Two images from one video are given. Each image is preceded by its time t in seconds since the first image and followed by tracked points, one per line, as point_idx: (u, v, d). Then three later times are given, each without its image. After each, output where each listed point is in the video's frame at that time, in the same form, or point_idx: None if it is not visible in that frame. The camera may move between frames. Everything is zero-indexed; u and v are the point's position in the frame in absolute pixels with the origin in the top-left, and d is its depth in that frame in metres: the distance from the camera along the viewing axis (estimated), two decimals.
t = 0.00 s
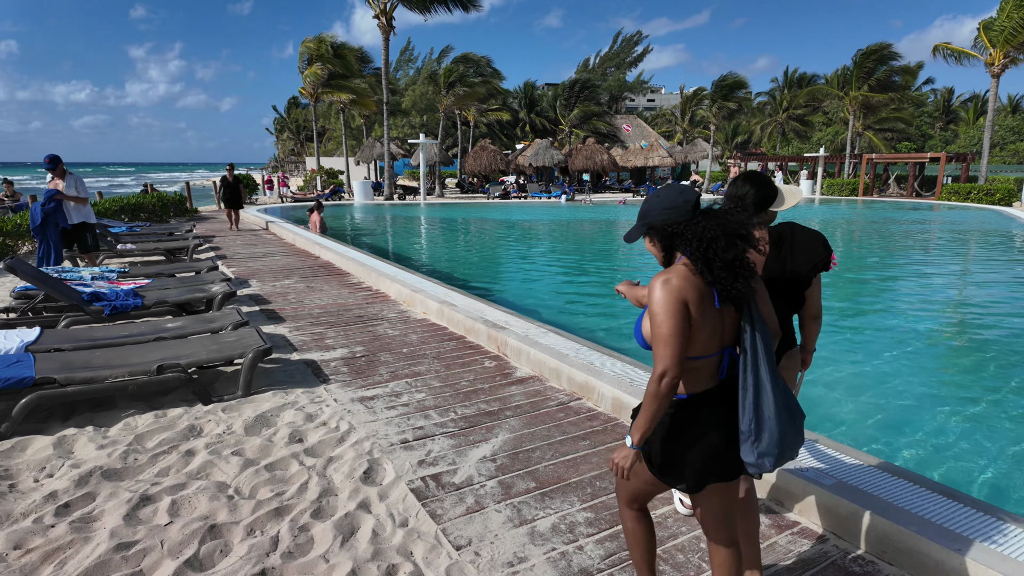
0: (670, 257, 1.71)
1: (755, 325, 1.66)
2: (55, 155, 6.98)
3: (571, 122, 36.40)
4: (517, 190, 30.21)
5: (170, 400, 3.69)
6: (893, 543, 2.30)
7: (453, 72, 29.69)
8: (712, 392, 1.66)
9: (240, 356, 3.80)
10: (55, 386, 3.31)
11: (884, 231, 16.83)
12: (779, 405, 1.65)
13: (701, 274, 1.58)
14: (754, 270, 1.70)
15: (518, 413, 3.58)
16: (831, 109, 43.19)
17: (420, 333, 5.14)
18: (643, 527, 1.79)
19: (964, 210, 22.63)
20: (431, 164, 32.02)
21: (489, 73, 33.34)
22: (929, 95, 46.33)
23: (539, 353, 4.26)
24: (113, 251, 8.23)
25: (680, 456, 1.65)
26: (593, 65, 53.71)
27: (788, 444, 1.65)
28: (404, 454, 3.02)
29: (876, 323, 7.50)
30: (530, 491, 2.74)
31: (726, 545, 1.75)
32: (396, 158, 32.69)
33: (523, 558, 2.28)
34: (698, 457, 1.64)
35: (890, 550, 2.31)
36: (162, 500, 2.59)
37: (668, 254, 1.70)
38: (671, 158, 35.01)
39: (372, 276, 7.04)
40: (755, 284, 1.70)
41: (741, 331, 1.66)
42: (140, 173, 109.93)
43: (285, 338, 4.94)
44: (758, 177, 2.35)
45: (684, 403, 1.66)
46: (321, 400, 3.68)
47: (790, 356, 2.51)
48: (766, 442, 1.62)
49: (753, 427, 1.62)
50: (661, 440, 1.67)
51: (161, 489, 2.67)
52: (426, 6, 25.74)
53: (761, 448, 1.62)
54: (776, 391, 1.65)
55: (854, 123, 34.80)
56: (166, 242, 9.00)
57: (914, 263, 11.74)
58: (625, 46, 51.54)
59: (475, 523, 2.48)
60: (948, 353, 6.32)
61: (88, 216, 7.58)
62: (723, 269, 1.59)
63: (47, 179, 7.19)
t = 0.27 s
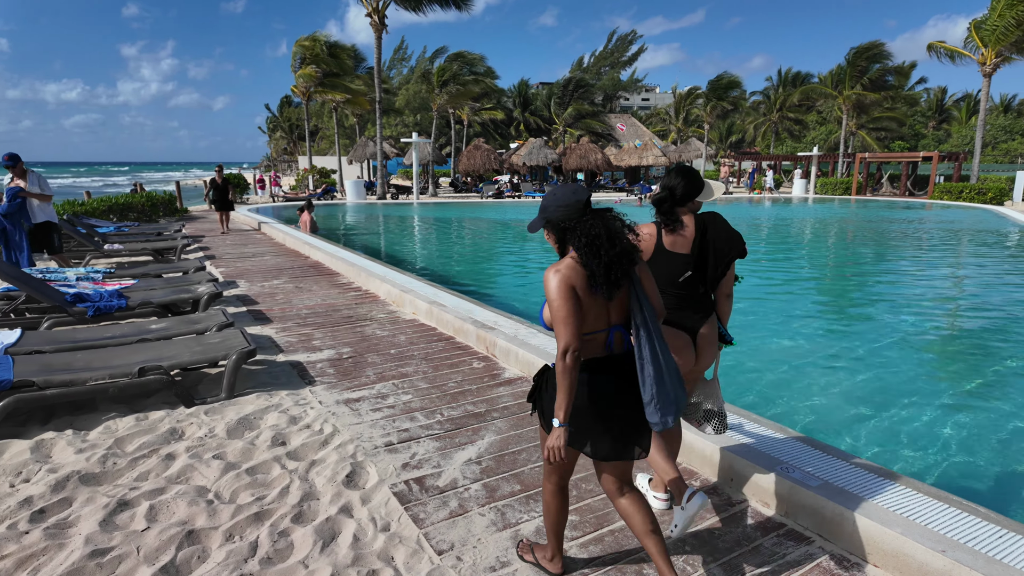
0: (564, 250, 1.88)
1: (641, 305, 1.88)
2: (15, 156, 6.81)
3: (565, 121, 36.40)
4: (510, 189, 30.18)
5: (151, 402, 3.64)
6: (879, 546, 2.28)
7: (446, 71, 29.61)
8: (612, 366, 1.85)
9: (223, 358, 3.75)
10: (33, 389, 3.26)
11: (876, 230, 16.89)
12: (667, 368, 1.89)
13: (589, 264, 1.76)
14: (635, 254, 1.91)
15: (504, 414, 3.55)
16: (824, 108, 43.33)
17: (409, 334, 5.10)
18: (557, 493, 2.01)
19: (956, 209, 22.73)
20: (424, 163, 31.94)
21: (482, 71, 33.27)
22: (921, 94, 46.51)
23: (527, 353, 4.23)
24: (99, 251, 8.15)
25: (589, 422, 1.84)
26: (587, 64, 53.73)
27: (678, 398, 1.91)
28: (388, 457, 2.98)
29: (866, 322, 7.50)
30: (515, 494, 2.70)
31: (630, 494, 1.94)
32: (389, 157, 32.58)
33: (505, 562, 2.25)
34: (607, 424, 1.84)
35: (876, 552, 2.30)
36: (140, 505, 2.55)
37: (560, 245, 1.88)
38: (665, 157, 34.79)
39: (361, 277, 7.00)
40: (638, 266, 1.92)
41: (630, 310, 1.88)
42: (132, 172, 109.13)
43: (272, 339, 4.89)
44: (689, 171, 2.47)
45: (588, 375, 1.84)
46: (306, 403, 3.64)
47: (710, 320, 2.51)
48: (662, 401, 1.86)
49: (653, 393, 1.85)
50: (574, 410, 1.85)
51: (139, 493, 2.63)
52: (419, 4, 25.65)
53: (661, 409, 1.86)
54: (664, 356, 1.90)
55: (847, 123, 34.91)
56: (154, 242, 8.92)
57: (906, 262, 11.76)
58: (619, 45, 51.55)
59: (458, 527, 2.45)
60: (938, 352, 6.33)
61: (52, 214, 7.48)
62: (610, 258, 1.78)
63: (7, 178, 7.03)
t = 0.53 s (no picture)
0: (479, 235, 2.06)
1: (548, 288, 2.05)
2: None
3: (542, 121, 36.41)
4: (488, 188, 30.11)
5: (109, 411, 3.50)
6: (852, 548, 2.27)
7: (423, 69, 29.39)
8: (521, 346, 2.01)
9: (186, 364, 3.62)
10: None
11: (848, 228, 17.18)
12: (571, 348, 2.04)
13: (492, 248, 1.96)
14: (542, 242, 2.09)
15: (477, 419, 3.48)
16: (797, 109, 44.02)
17: (381, 337, 5.00)
18: (516, 484, 2.01)
19: (924, 207, 23.26)
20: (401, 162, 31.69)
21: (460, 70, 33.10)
22: (891, 95, 47.49)
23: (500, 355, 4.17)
24: (59, 253, 7.88)
25: (501, 397, 1.97)
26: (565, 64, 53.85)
27: (580, 374, 2.06)
28: (356, 465, 2.90)
29: (839, 320, 7.59)
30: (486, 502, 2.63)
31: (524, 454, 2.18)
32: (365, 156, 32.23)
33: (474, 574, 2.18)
34: (518, 399, 1.99)
35: (849, 554, 2.28)
36: (93, 521, 2.43)
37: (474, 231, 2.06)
38: (641, 157, 34.33)
39: (334, 278, 6.87)
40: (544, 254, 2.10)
41: (537, 295, 2.05)
42: (101, 170, 106.57)
43: (238, 343, 4.75)
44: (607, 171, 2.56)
45: (498, 352, 1.99)
46: (272, 409, 3.53)
47: (633, 304, 2.55)
48: (565, 376, 2.01)
49: (553, 370, 2.00)
50: (492, 390, 1.97)
51: (92, 508, 2.51)
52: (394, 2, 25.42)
53: (563, 382, 2.01)
54: (567, 336, 2.06)
55: (819, 123, 35.50)
56: (118, 243, 8.66)
57: (876, 260, 11.96)
58: (597, 45, 51.75)
59: (427, 537, 2.38)
60: (908, 349, 6.41)
61: None
62: (514, 245, 1.97)
63: None
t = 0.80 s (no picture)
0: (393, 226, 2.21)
1: (455, 283, 2.25)
2: None
3: (503, 119, 36.33)
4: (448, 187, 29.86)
5: (36, 431, 3.23)
6: (819, 554, 2.24)
7: (381, 66, 28.93)
8: (428, 332, 2.22)
9: (122, 377, 3.38)
10: None
11: (801, 225, 17.64)
12: (471, 336, 2.26)
13: (404, 245, 2.13)
14: (452, 238, 2.27)
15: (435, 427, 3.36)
16: (751, 109, 45.11)
17: (336, 342, 4.82)
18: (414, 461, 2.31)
19: (872, 204, 24.11)
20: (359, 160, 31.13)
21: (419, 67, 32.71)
22: (840, 96, 49.12)
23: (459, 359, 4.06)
24: None
25: (409, 380, 2.20)
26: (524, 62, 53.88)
27: (479, 362, 2.28)
28: (306, 482, 2.73)
29: (795, 315, 7.73)
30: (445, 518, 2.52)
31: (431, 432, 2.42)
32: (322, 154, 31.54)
33: None
34: (423, 381, 2.22)
35: (816, 560, 2.25)
36: (10, 556, 2.21)
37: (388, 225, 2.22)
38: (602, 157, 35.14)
39: (287, 281, 6.63)
40: (455, 248, 2.28)
41: (445, 287, 2.25)
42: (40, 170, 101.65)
43: (182, 352, 4.50)
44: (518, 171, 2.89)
45: (408, 339, 2.19)
46: (217, 423, 3.33)
47: (546, 294, 2.90)
48: (464, 363, 2.23)
49: (456, 356, 2.22)
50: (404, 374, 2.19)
51: (9, 541, 2.28)
52: None
53: (461, 369, 2.22)
54: (471, 326, 2.28)
55: (772, 123, 36.44)
56: (54, 247, 8.18)
57: (827, 256, 12.31)
58: (556, 44, 51.95)
59: (382, 559, 2.24)
60: (862, 342, 6.55)
61: None
62: (423, 242, 2.15)
63: None
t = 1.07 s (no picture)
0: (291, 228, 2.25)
1: (358, 277, 2.29)
2: None
3: (451, 119, 36.05)
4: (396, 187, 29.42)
5: None
6: (772, 561, 2.21)
7: (324, 62, 28.22)
8: (332, 326, 2.26)
9: (29, 399, 3.07)
10: None
11: (743, 224, 18.19)
12: (379, 328, 2.26)
13: (305, 242, 2.17)
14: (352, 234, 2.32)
15: (380, 442, 3.20)
16: (694, 110, 46.33)
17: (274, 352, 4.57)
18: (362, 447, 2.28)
19: (809, 203, 25.12)
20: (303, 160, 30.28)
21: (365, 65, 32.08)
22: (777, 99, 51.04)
23: (406, 366, 3.91)
24: None
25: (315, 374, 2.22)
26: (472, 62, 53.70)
27: (390, 352, 2.28)
28: (237, 508, 2.53)
29: (741, 311, 7.88)
30: (389, 541, 2.37)
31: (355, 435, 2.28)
32: (264, 153, 30.51)
33: None
34: (331, 373, 2.23)
35: (771, 567, 2.22)
36: None
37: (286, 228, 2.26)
38: (550, 156, 35.11)
39: (223, 287, 6.30)
40: (359, 244, 2.35)
41: (349, 282, 2.29)
42: None
43: (105, 368, 4.17)
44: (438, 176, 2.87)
45: (309, 335, 2.23)
46: (140, 446, 3.07)
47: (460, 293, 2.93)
48: (372, 350, 2.23)
49: (363, 347, 2.22)
50: (302, 368, 2.23)
51: None
52: None
53: (370, 356, 2.22)
54: (377, 317, 2.28)
55: (715, 124, 37.50)
56: None
57: (769, 254, 12.68)
58: (504, 44, 51.98)
59: None
60: (805, 336, 6.72)
61: None
62: (323, 239, 2.18)
63: None
